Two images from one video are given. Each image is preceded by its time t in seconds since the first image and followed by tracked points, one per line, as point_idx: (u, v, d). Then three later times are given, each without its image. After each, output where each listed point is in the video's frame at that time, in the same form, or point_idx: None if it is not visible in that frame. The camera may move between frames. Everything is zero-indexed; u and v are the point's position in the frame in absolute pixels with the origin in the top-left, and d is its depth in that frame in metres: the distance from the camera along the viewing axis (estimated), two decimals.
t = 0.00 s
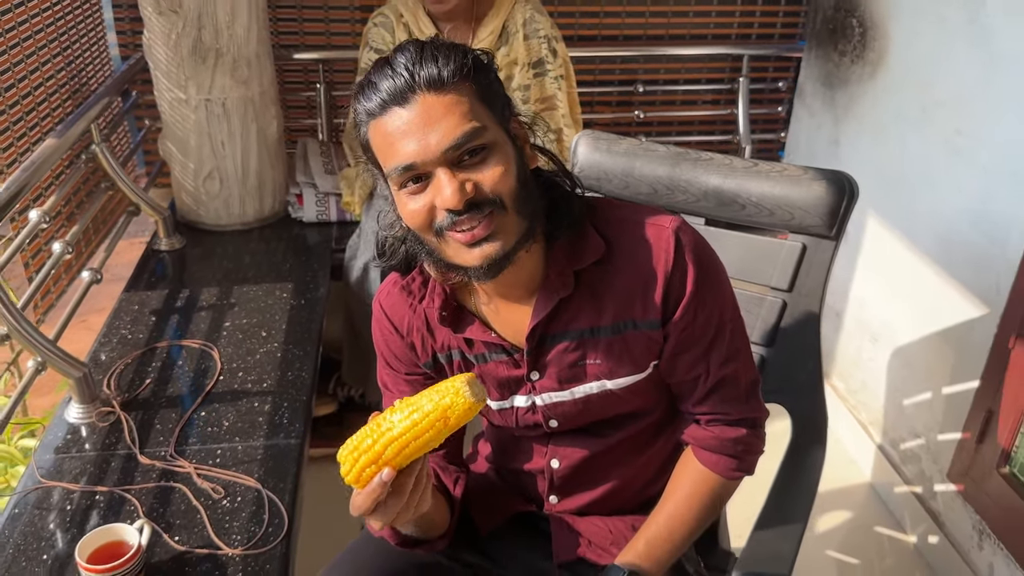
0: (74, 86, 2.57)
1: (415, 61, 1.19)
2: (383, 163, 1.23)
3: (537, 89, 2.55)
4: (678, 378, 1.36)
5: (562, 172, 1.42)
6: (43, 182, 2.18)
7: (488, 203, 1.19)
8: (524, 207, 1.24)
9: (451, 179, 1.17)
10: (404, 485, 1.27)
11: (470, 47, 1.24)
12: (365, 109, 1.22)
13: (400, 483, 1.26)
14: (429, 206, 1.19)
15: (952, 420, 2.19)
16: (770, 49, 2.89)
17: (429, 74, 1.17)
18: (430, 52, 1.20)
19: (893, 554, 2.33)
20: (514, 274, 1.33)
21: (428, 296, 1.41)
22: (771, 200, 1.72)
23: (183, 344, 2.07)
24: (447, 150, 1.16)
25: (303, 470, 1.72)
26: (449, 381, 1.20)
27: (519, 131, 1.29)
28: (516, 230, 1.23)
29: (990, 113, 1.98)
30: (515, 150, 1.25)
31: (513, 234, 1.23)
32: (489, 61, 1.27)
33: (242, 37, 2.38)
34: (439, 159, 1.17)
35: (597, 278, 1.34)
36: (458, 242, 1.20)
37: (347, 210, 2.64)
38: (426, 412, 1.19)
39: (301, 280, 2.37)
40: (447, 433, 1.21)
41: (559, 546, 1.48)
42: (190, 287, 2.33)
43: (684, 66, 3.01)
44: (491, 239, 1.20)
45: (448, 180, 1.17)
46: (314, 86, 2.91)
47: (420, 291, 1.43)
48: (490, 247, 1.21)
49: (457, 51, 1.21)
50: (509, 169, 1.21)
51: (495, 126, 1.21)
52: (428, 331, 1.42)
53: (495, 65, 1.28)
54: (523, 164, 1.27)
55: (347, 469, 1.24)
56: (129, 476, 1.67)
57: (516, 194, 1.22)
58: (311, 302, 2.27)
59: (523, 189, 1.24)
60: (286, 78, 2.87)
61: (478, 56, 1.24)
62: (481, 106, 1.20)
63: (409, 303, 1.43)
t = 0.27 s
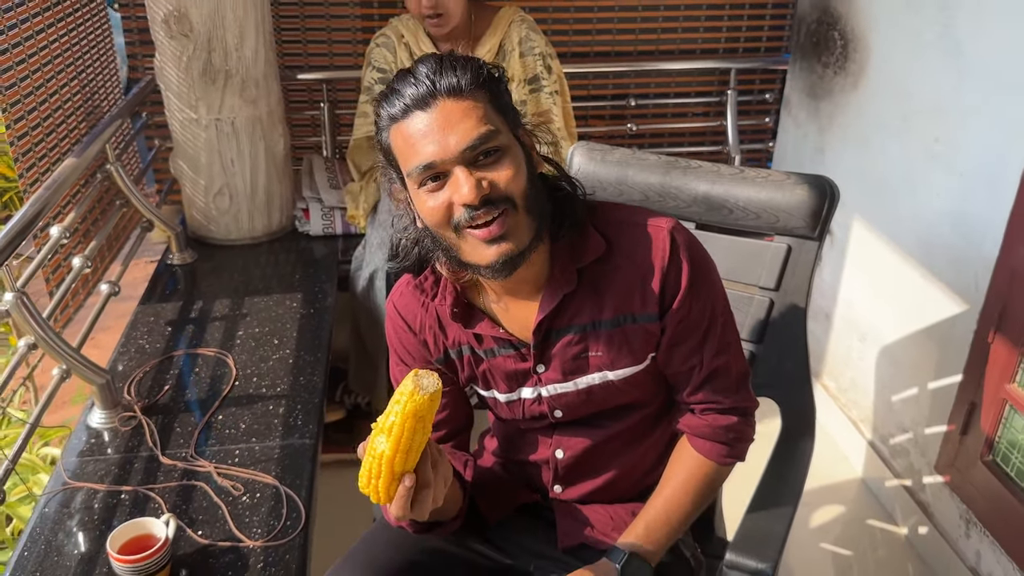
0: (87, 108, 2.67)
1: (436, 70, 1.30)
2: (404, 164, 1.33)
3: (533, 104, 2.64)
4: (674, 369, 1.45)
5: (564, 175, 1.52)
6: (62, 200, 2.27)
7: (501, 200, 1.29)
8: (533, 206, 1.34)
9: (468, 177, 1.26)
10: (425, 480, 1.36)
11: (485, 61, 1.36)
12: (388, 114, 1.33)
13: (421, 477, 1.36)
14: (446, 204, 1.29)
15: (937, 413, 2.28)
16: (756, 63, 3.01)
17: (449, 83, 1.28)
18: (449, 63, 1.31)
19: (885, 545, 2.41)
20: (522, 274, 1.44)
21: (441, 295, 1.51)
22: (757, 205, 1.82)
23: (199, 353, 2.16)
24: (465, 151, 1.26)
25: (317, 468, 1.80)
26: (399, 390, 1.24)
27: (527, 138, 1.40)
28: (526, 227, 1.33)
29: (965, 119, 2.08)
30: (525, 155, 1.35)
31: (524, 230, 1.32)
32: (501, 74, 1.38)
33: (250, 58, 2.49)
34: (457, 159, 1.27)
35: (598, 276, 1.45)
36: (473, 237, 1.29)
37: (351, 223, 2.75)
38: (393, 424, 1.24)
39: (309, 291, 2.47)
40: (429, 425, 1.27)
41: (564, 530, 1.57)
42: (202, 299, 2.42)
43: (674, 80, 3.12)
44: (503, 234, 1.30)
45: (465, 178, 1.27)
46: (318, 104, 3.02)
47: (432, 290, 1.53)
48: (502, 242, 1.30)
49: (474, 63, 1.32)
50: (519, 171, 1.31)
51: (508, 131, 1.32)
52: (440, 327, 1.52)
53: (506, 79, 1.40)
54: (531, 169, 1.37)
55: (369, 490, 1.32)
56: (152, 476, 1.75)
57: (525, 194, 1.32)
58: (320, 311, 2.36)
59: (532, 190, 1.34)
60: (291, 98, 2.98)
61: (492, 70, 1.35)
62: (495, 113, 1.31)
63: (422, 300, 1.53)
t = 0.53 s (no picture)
0: (94, 129, 2.73)
1: (448, 82, 1.37)
2: (415, 172, 1.38)
3: (531, 118, 2.68)
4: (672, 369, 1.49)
5: (565, 185, 1.57)
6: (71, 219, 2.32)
7: (510, 206, 1.34)
8: (538, 213, 1.39)
9: (479, 183, 1.32)
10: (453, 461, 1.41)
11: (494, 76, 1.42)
12: (401, 123, 1.39)
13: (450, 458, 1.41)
14: (457, 209, 1.34)
15: (933, 414, 2.32)
16: (749, 74, 3.07)
17: (461, 94, 1.35)
18: (461, 75, 1.38)
19: (885, 545, 2.44)
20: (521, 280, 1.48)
21: (443, 301, 1.55)
22: (750, 212, 1.88)
23: (208, 367, 2.20)
24: (475, 158, 1.32)
25: (326, 477, 1.84)
26: (434, 367, 1.30)
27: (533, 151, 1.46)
28: (533, 233, 1.37)
29: (952, 125, 2.14)
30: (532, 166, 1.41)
31: (531, 236, 1.37)
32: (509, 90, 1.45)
33: (254, 78, 2.55)
34: (468, 165, 1.32)
35: (596, 279, 1.49)
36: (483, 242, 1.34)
37: (354, 238, 2.80)
38: (431, 399, 1.30)
39: (314, 304, 2.51)
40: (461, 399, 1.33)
41: (567, 533, 1.62)
42: (210, 314, 2.46)
43: (669, 93, 3.18)
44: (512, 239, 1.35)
45: (476, 184, 1.32)
46: (319, 122, 3.08)
47: (434, 297, 1.57)
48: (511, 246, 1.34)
49: (484, 77, 1.39)
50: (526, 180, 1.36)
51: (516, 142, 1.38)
52: (442, 334, 1.57)
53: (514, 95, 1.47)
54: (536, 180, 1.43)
55: (402, 475, 1.36)
56: (164, 487, 1.79)
57: (532, 202, 1.38)
58: (325, 324, 2.41)
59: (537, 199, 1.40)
60: (293, 116, 3.04)
61: (501, 84, 1.42)
62: (504, 124, 1.37)
63: (425, 307, 1.58)
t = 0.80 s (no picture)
0: (91, 146, 2.75)
1: (446, 93, 1.38)
2: (412, 181, 1.40)
3: (524, 128, 2.72)
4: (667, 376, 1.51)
5: (558, 193, 1.58)
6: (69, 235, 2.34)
7: (507, 217, 1.37)
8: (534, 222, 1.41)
9: (476, 193, 1.34)
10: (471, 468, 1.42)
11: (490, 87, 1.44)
12: (398, 134, 1.40)
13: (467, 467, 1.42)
14: (454, 219, 1.36)
15: (928, 415, 2.34)
16: (739, 81, 3.10)
17: (459, 105, 1.37)
18: (458, 87, 1.40)
19: (884, 547, 2.46)
20: (516, 290, 1.49)
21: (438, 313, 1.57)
22: (742, 218, 1.89)
23: (206, 380, 2.21)
24: (473, 168, 1.34)
25: (325, 487, 1.86)
26: (453, 377, 1.31)
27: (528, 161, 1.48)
28: (530, 242, 1.40)
29: (940, 128, 2.16)
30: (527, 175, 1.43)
31: (529, 245, 1.40)
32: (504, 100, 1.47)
33: (248, 93, 2.57)
34: (465, 175, 1.34)
35: (591, 287, 1.50)
36: (481, 250, 1.36)
37: (350, 249, 2.82)
38: (449, 408, 1.31)
39: (312, 316, 2.53)
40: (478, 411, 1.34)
41: (566, 539, 1.63)
42: (208, 327, 2.48)
43: (660, 101, 3.20)
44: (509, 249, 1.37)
45: (473, 194, 1.34)
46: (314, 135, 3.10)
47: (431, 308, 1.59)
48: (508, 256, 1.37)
49: (480, 88, 1.41)
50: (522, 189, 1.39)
51: (512, 152, 1.40)
52: (439, 344, 1.59)
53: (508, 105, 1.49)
54: (533, 188, 1.45)
55: (419, 483, 1.38)
56: (165, 499, 1.80)
57: (528, 211, 1.40)
58: (323, 335, 2.43)
59: (533, 208, 1.42)
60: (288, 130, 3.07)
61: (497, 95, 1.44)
62: (501, 135, 1.39)
63: (421, 319, 1.59)
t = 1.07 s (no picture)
0: (88, 158, 2.76)
1: (482, 80, 1.42)
2: (443, 166, 1.43)
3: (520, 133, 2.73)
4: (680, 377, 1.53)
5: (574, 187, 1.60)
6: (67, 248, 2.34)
7: (537, 206, 1.40)
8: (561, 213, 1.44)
9: (509, 180, 1.37)
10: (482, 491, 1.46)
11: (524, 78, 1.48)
12: (432, 117, 1.43)
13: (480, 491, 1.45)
14: (485, 206, 1.39)
15: (928, 414, 2.34)
16: (734, 83, 3.11)
17: (495, 91, 1.40)
18: (494, 75, 1.43)
19: (886, 546, 2.46)
20: (539, 279, 1.51)
21: (453, 305, 1.56)
22: (739, 219, 1.90)
23: (207, 390, 2.21)
24: (507, 155, 1.37)
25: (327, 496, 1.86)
26: (489, 416, 1.33)
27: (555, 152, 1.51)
28: (558, 232, 1.43)
29: (935, 127, 2.17)
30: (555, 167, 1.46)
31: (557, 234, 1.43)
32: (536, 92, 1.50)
33: (245, 103, 2.58)
34: (499, 162, 1.37)
35: (613, 284, 1.52)
36: (509, 238, 1.39)
37: (349, 257, 2.83)
38: (477, 442, 1.34)
39: (311, 324, 2.53)
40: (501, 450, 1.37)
41: (570, 543, 1.62)
42: (207, 337, 2.48)
43: (655, 104, 3.21)
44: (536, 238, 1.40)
45: (505, 181, 1.37)
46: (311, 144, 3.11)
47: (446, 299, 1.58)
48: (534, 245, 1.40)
49: (515, 78, 1.44)
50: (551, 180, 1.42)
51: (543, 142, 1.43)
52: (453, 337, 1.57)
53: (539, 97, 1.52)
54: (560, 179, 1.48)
55: (428, 490, 1.44)
56: (167, 511, 1.80)
57: (556, 202, 1.43)
58: (322, 343, 2.43)
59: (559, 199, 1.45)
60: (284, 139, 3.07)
61: (530, 86, 1.47)
62: (533, 124, 1.42)
63: (435, 311, 1.58)
